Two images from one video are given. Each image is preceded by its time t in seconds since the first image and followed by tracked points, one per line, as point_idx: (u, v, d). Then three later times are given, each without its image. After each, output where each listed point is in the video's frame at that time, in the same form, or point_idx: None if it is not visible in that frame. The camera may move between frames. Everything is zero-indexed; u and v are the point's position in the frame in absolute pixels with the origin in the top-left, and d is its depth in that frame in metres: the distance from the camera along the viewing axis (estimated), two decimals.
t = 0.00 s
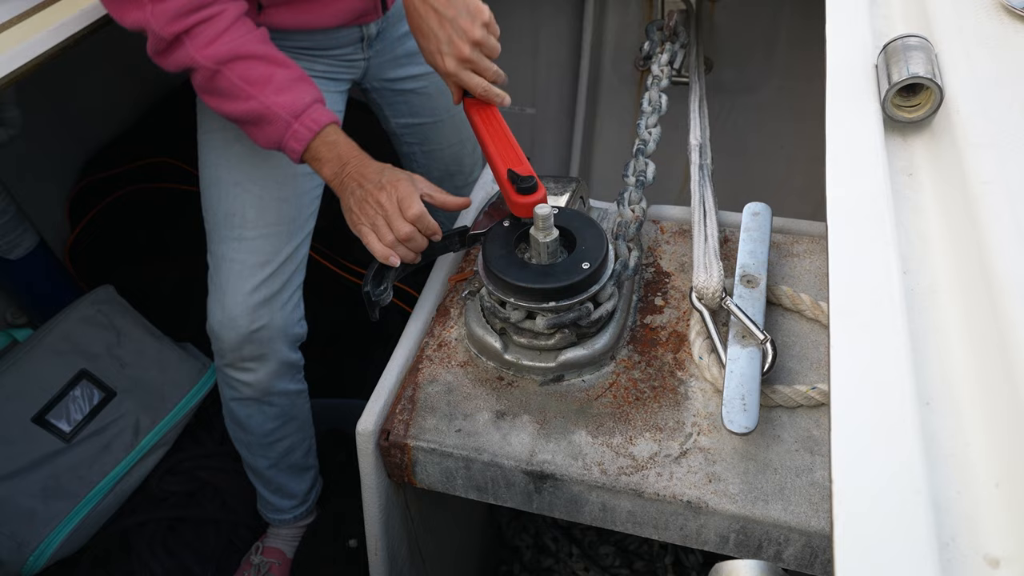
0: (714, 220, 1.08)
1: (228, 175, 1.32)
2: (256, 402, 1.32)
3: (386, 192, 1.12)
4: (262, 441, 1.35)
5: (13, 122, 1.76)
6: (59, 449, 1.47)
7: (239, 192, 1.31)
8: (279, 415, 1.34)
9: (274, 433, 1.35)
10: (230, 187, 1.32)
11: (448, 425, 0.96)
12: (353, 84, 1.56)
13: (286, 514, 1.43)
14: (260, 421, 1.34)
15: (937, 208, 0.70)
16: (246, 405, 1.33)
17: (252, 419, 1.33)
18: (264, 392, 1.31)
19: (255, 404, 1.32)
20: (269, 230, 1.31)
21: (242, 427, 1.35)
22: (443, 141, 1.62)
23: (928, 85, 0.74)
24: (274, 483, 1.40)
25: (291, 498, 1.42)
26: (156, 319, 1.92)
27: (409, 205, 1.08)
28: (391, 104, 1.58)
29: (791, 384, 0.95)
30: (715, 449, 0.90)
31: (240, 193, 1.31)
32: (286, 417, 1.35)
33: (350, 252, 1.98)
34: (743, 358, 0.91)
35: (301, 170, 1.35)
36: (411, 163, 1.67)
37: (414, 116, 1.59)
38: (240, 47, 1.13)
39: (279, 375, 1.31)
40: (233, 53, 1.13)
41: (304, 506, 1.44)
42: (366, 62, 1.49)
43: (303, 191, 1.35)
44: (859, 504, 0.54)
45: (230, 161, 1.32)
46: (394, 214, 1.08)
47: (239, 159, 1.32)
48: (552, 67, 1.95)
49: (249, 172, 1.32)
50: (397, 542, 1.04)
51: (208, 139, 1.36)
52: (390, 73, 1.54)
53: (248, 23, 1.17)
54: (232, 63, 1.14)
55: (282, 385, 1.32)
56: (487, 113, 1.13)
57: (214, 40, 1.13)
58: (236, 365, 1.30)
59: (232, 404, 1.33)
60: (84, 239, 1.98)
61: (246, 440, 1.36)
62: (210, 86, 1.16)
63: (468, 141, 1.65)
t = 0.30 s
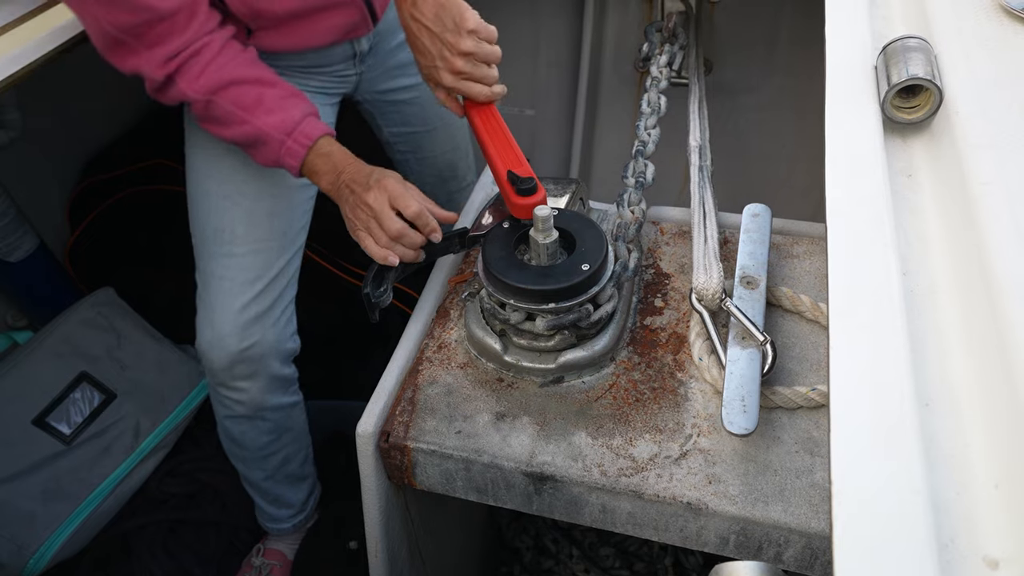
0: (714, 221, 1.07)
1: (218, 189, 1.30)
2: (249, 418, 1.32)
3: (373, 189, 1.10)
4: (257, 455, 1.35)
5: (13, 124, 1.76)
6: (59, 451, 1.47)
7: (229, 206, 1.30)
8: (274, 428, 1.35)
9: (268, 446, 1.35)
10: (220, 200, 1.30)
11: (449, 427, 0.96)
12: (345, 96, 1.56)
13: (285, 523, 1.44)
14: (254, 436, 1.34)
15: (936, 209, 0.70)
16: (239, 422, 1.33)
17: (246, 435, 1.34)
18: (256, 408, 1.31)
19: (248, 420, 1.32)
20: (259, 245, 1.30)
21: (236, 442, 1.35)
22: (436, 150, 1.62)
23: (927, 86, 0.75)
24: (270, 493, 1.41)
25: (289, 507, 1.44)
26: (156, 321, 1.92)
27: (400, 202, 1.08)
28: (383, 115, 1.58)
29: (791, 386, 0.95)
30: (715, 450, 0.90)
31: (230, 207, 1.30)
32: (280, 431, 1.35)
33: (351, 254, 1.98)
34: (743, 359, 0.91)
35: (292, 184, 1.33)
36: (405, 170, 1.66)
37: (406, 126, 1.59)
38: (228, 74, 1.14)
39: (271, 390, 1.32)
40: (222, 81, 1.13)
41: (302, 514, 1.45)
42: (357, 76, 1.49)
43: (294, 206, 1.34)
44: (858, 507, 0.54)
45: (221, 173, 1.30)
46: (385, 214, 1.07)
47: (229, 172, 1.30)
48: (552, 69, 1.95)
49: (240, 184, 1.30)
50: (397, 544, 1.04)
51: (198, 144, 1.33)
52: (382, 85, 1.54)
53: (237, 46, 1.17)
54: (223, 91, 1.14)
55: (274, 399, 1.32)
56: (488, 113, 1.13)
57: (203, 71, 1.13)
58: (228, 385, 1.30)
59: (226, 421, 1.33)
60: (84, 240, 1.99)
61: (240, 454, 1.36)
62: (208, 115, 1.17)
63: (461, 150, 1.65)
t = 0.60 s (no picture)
0: (718, 219, 1.07)
1: (195, 193, 1.31)
2: (234, 421, 1.31)
3: (414, 208, 1.10)
4: (244, 455, 1.35)
5: (13, 120, 1.76)
6: (60, 447, 1.47)
7: (207, 210, 1.29)
8: (259, 430, 1.34)
9: (256, 447, 1.35)
10: (199, 204, 1.30)
11: (452, 423, 0.96)
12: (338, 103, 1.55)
13: (280, 523, 1.44)
14: (240, 437, 1.33)
15: (943, 207, 0.70)
16: (224, 424, 1.32)
17: (232, 437, 1.33)
18: (240, 411, 1.30)
19: (232, 423, 1.31)
20: (237, 248, 1.29)
21: (223, 444, 1.34)
22: (431, 156, 1.62)
23: (933, 83, 0.74)
24: (263, 493, 1.40)
25: (283, 506, 1.43)
26: (157, 317, 1.92)
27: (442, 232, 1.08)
28: (377, 121, 1.57)
29: (794, 383, 0.95)
30: (719, 448, 0.90)
31: (209, 211, 1.29)
32: (266, 432, 1.34)
33: (352, 250, 1.97)
34: (747, 357, 0.91)
35: (272, 187, 1.33)
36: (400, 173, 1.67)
37: (399, 132, 1.58)
38: (213, 69, 1.12)
39: (252, 393, 1.30)
40: (208, 76, 1.12)
41: (298, 513, 1.45)
42: (349, 84, 1.47)
43: (276, 209, 1.33)
44: (864, 505, 0.53)
45: (200, 176, 1.31)
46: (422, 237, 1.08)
47: (208, 176, 1.31)
48: (554, 65, 1.95)
49: (219, 188, 1.30)
50: (399, 541, 1.04)
51: (181, 150, 1.34)
52: (374, 92, 1.52)
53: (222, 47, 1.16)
54: (210, 85, 1.12)
55: (257, 402, 1.31)
56: (490, 108, 1.13)
57: (189, 70, 1.12)
58: (205, 389, 1.28)
59: (211, 424, 1.32)
60: (83, 235, 1.99)
61: (229, 456, 1.36)
62: (199, 117, 1.15)
63: (455, 154, 1.64)
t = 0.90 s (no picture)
0: (719, 216, 1.07)
1: (197, 186, 1.30)
2: (234, 414, 1.31)
3: (418, 209, 1.10)
4: (245, 449, 1.35)
5: (13, 113, 1.76)
6: (59, 441, 1.47)
7: (209, 202, 1.29)
8: (259, 423, 1.34)
9: (256, 441, 1.35)
10: (201, 196, 1.30)
11: (452, 419, 0.96)
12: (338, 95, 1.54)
13: (279, 516, 1.44)
14: (239, 430, 1.33)
15: (945, 205, 0.70)
16: (224, 416, 1.32)
17: (232, 430, 1.33)
18: (240, 403, 1.30)
19: (232, 415, 1.31)
20: (239, 241, 1.29)
21: (223, 437, 1.34)
22: (431, 150, 1.61)
23: (936, 80, 0.74)
24: (263, 487, 1.40)
25: (283, 500, 1.43)
26: (156, 312, 1.92)
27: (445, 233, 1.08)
28: (377, 114, 1.57)
29: (795, 381, 0.95)
30: (719, 445, 0.90)
31: (211, 203, 1.29)
32: (266, 424, 1.34)
33: (352, 245, 1.97)
34: (747, 354, 0.91)
35: (274, 181, 1.33)
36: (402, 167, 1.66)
37: (401, 125, 1.57)
38: (219, 62, 1.12)
39: (252, 386, 1.30)
40: (214, 68, 1.12)
41: (297, 507, 1.45)
42: (351, 75, 1.47)
43: (277, 202, 1.33)
44: (865, 503, 0.53)
45: (203, 168, 1.31)
46: (425, 241, 1.08)
47: (210, 169, 1.30)
48: (555, 61, 1.95)
49: (221, 180, 1.30)
50: (399, 536, 1.04)
51: (183, 142, 1.34)
52: (375, 84, 1.51)
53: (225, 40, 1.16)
54: (216, 77, 1.12)
55: (258, 395, 1.31)
56: (492, 105, 1.13)
57: (194, 61, 1.11)
58: (205, 381, 1.28)
59: (211, 417, 1.32)
60: (83, 228, 1.98)
61: (229, 449, 1.36)
62: (203, 109, 1.14)
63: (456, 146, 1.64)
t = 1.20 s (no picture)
0: (716, 214, 1.07)
1: (196, 189, 1.30)
2: (234, 417, 1.31)
3: (380, 189, 1.11)
4: (244, 452, 1.35)
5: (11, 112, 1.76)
6: (58, 441, 1.47)
7: (209, 206, 1.29)
8: (260, 425, 1.34)
9: (256, 443, 1.35)
10: (200, 200, 1.30)
11: (449, 419, 0.96)
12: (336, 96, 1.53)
13: (279, 518, 1.44)
14: (239, 433, 1.33)
15: (943, 205, 0.70)
16: (224, 420, 1.32)
17: (232, 433, 1.33)
18: (239, 408, 1.30)
19: (233, 419, 1.31)
20: (239, 244, 1.29)
21: (222, 440, 1.34)
22: (430, 151, 1.63)
23: (933, 80, 0.74)
24: (262, 488, 1.40)
25: (282, 501, 1.43)
26: (155, 311, 1.92)
27: (416, 210, 1.07)
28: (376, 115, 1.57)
29: (792, 380, 0.95)
30: (716, 444, 0.90)
31: (210, 207, 1.29)
32: (266, 427, 1.35)
33: (350, 245, 1.97)
34: (745, 353, 0.91)
35: (274, 183, 1.32)
36: (400, 169, 1.68)
37: (400, 127, 1.58)
38: (192, 75, 1.14)
39: (252, 388, 1.30)
40: (186, 81, 1.13)
41: (297, 509, 1.45)
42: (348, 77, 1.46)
43: (276, 204, 1.33)
44: (863, 503, 0.53)
45: (201, 172, 1.30)
46: (397, 212, 1.07)
47: (209, 171, 1.30)
48: (554, 60, 1.95)
49: (220, 184, 1.30)
50: (397, 536, 1.04)
51: (181, 148, 1.34)
52: (373, 85, 1.51)
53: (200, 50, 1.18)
54: (188, 90, 1.14)
55: (257, 398, 1.31)
56: (500, 106, 1.12)
57: (167, 73, 1.13)
58: (206, 385, 1.28)
59: (211, 421, 1.32)
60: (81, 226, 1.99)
61: (229, 451, 1.36)
62: (174, 119, 1.16)
63: (454, 149, 1.65)
